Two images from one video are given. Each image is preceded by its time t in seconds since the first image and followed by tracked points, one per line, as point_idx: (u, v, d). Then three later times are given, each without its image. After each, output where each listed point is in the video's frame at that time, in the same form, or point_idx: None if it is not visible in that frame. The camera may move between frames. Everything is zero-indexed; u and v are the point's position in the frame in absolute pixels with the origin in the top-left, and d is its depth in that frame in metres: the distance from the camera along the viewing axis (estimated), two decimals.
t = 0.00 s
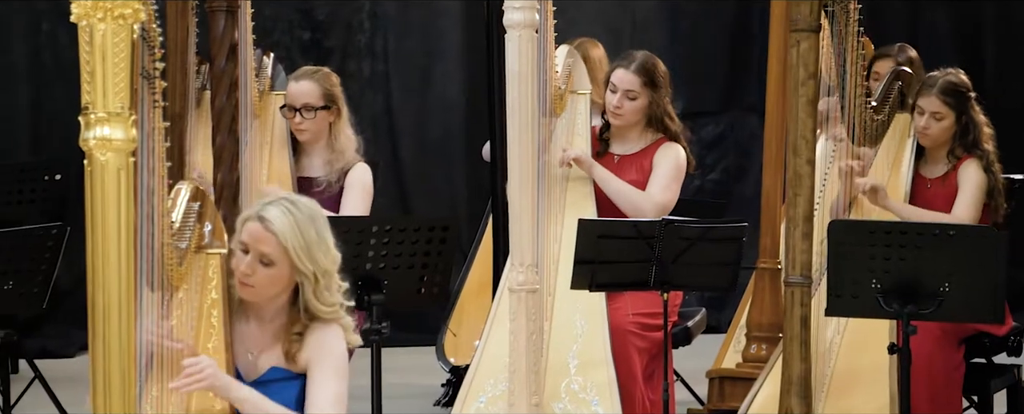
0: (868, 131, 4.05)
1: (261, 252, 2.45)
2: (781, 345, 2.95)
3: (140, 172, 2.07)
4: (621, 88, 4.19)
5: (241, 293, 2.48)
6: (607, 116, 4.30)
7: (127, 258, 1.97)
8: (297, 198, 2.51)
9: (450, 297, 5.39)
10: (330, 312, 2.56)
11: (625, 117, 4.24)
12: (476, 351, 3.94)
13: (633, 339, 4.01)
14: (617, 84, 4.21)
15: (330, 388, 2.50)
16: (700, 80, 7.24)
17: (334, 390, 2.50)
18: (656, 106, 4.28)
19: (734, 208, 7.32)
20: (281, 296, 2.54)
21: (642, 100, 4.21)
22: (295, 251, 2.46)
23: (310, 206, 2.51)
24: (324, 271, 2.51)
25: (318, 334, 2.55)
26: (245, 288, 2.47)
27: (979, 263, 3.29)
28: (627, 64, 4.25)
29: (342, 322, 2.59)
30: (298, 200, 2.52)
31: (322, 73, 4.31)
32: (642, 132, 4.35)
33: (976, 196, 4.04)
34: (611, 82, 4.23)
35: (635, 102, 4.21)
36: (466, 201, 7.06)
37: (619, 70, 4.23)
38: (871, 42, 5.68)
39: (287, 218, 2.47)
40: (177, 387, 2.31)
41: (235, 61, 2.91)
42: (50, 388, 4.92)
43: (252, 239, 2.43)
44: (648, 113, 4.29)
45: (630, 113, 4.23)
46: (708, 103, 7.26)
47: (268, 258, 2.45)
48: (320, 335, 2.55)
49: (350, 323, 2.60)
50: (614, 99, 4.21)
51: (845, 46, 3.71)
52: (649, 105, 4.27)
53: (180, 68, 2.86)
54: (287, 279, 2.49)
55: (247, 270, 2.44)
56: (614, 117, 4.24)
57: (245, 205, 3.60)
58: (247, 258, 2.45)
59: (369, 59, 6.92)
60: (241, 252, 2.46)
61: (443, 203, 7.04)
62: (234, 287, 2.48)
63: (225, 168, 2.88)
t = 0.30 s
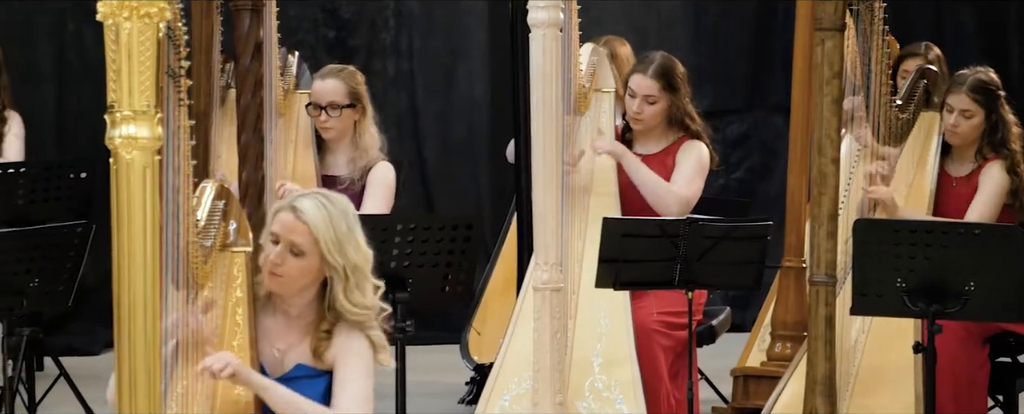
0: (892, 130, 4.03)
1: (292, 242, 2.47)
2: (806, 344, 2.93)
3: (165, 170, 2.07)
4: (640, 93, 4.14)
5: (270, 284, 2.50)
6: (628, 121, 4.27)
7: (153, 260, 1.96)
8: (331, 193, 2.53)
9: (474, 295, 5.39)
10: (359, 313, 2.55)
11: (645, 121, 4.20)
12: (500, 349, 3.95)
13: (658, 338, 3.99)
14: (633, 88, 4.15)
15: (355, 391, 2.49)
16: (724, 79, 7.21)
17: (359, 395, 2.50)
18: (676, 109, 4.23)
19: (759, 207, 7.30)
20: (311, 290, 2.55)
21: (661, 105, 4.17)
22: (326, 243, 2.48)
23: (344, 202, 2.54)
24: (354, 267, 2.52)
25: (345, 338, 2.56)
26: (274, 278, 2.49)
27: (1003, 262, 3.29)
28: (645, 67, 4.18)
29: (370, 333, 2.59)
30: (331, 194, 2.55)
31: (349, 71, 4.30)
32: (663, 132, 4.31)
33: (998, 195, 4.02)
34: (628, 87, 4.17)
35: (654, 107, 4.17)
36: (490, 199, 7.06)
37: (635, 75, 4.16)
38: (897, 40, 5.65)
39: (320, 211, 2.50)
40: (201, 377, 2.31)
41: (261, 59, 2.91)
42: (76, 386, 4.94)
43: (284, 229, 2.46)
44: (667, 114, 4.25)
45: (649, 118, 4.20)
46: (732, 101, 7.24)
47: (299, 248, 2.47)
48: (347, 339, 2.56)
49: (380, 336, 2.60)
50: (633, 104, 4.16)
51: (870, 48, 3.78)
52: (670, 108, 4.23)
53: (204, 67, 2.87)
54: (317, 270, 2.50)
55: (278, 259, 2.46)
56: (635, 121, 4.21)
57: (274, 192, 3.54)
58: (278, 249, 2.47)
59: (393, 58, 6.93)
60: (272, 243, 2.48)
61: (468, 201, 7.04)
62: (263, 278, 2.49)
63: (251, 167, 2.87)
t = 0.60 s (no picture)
0: (921, 129, 3.99)
1: (303, 217, 2.54)
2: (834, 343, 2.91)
3: (195, 167, 2.08)
4: (663, 97, 4.12)
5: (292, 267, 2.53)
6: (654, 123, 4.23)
7: (181, 261, 1.96)
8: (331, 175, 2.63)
9: (502, 294, 5.40)
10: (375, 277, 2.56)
11: (670, 124, 4.17)
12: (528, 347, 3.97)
13: (687, 335, 3.98)
14: (659, 92, 4.13)
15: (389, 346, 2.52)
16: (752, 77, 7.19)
17: (391, 353, 2.52)
18: (699, 111, 4.20)
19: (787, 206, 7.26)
20: (332, 270, 2.57)
21: (684, 108, 4.14)
22: (334, 211, 2.53)
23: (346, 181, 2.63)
24: (365, 232, 2.56)
25: (373, 311, 2.55)
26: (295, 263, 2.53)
27: None
28: (669, 69, 4.12)
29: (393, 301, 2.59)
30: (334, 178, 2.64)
31: (376, 71, 4.29)
32: (689, 133, 4.27)
33: None
34: (653, 90, 4.14)
35: (678, 110, 4.14)
36: (518, 197, 7.05)
37: (659, 79, 4.12)
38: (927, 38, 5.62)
39: (322, 188, 2.58)
40: (230, 372, 2.33)
41: (289, 57, 2.91)
42: (105, 383, 4.96)
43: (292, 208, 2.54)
44: (691, 117, 4.21)
45: (674, 120, 4.16)
46: (761, 100, 7.21)
47: (310, 221, 2.53)
48: (377, 312, 2.55)
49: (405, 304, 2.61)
50: (657, 108, 4.14)
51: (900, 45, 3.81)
52: (695, 110, 4.19)
53: (233, 65, 2.83)
54: (334, 243, 2.54)
55: (294, 237, 2.51)
56: (659, 125, 4.18)
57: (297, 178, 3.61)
58: (292, 229, 2.53)
59: (421, 56, 6.94)
60: (285, 228, 2.54)
61: (495, 200, 7.04)
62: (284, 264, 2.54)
63: (279, 165, 2.89)
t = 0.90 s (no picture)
0: (947, 127, 4.00)
1: (346, 219, 2.49)
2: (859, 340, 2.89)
3: (222, 164, 2.08)
4: (692, 94, 4.09)
5: (327, 266, 2.50)
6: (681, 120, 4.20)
7: (207, 258, 1.96)
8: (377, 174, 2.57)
9: (527, 290, 5.40)
10: (412, 291, 2.55)
11: (698, 122, 4.15)
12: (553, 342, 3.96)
13: (711, 333, 3.98)
14: (686, 89, 4.10)
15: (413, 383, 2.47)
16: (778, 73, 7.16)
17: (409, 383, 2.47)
18: (728, 106, 4.18)
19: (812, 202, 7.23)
20: (367, 273, 2.54)
21: (714, 104, 4.12)
22: (379, 217, 2.49)
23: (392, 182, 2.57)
24: (409, 242, 2.54)
25: (403, 322, 2.53)
26: (329, 260, 2.49)
27: None
28: (697, 66, 4.11)
29: (423, 311, 2.58)
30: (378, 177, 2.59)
31: (399, 69, 4.28)
32: (715, 130, 4.25)
33: None
34: (680, 87, 4.12)
35: (707, 107, 4.12)
36: (543, 192, 7.05)
37: (687, 76, 4.11)
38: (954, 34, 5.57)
39: (369, 189, 2.53)
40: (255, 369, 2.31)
41: (314, 53, 2.91)
42: (130, 379, 4.98)
43: (336, 207, 2.49)
44: (718, 114, 4.19)
45: (704, 116, 4.14)
46: (786, 96, 7.18)
47: (354, 225, 2.48)
48: (404, 322, 2.53)
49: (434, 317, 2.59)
50: (686, 105, 4.12)
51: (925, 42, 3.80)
52: (723, 107, 4.18)
53: (258, 62, 2.58)
54: (374, 249, 2.51)
55: (334, 237, 2.47)
56: (688, 122, 4.15)
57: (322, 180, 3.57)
58: (333, 229, 2.49)
59: (446, 52, 6.93)
60: (325, 226, 2.50)
61: (520, 196, 7.03)
62: (318, 260, 2.49)
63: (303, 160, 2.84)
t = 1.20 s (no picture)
0: (969, 122, 3.96)
1: (359, 210, 2.48)
2: (881, 336, 2.86)
3: (243, 158, 2.08)
4: (720, 86, 4.08)
5: (350, 263, 2.47)
6: (705, 113, 4.20)
7: (229, 254, 1.95)
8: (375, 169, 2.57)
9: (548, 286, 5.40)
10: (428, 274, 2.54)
11: (724, 115, 4.15)
12: (575, 337, 3.96)
13: (732, 329, 3.96)
14: (714, 81, 4.09)
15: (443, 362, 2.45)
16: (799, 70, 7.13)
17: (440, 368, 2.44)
18: (755, 100, 4.16)
19: (834, 198, 7.21)
20: (385, 265, 2.52)
21: (741, 97, 4.11)
22: (389, 201, 2.50)
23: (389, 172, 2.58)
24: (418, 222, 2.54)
25: (426, 307, 2.52)
26: (352, 258, 2.46)
27: None
28: (724, 59, 4.08)
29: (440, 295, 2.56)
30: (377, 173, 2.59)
31: (420, 64, 4.29)
32: (738, 124, 4.24)
33: None
34: (708, 80, 4.11)
35: (735, 100, 4.11)
36: (564, 188, 7.04)
37: (715, 68, 4.09)
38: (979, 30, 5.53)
39: (374, 181, 2.53)
40: (276, 365, 2.31)
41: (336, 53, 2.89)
42: (151, 376, 5.00)
43: (347, 201, 2.48)
44: (743, 107, 4.18)
45: (730, 109, 4.14)
46: (807, 92, 7.16)
47: (367, 212, 2.48)
48: (425, 308, 2.52)
49: (453, 302, 2.58)
50: (714, 98, 4.10)
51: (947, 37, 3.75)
52: (748, 101, 4.16)
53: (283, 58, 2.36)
54: (391, 236, 2.50)
55: (352, 231, 2.46)
56: (714, 115, 4.15)
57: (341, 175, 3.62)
58: (349, 222, 2.47)
59: (467, 49, 6.93)
60: (338, 224, 2.48)
61: (541, 192, 7.03)
62: (341, 258, 2.46)
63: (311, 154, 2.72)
